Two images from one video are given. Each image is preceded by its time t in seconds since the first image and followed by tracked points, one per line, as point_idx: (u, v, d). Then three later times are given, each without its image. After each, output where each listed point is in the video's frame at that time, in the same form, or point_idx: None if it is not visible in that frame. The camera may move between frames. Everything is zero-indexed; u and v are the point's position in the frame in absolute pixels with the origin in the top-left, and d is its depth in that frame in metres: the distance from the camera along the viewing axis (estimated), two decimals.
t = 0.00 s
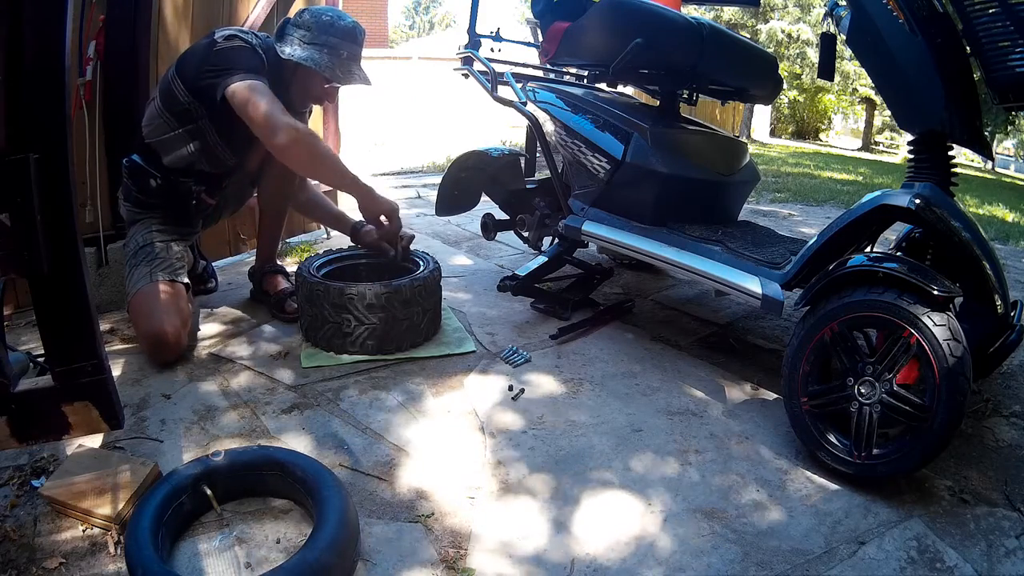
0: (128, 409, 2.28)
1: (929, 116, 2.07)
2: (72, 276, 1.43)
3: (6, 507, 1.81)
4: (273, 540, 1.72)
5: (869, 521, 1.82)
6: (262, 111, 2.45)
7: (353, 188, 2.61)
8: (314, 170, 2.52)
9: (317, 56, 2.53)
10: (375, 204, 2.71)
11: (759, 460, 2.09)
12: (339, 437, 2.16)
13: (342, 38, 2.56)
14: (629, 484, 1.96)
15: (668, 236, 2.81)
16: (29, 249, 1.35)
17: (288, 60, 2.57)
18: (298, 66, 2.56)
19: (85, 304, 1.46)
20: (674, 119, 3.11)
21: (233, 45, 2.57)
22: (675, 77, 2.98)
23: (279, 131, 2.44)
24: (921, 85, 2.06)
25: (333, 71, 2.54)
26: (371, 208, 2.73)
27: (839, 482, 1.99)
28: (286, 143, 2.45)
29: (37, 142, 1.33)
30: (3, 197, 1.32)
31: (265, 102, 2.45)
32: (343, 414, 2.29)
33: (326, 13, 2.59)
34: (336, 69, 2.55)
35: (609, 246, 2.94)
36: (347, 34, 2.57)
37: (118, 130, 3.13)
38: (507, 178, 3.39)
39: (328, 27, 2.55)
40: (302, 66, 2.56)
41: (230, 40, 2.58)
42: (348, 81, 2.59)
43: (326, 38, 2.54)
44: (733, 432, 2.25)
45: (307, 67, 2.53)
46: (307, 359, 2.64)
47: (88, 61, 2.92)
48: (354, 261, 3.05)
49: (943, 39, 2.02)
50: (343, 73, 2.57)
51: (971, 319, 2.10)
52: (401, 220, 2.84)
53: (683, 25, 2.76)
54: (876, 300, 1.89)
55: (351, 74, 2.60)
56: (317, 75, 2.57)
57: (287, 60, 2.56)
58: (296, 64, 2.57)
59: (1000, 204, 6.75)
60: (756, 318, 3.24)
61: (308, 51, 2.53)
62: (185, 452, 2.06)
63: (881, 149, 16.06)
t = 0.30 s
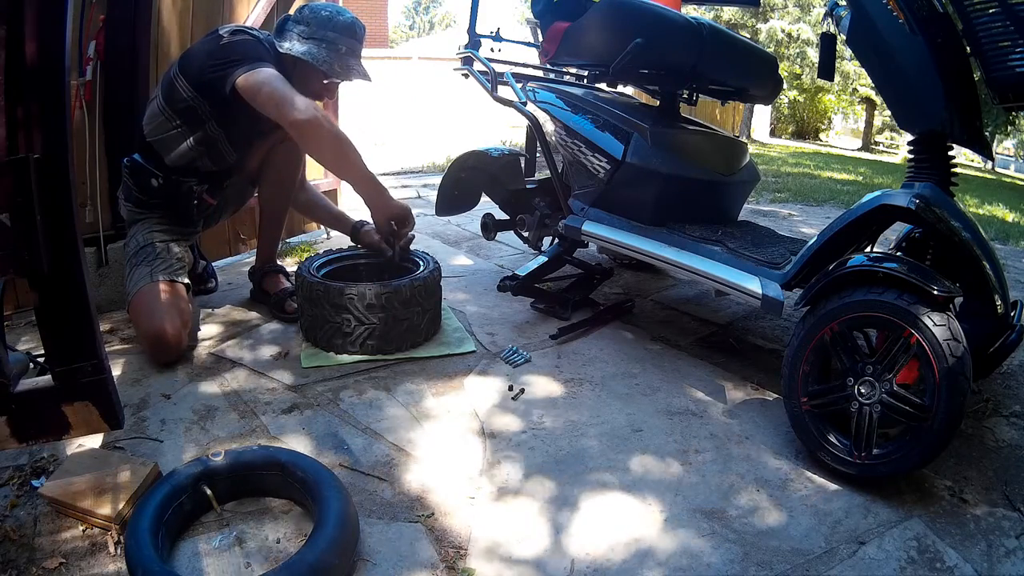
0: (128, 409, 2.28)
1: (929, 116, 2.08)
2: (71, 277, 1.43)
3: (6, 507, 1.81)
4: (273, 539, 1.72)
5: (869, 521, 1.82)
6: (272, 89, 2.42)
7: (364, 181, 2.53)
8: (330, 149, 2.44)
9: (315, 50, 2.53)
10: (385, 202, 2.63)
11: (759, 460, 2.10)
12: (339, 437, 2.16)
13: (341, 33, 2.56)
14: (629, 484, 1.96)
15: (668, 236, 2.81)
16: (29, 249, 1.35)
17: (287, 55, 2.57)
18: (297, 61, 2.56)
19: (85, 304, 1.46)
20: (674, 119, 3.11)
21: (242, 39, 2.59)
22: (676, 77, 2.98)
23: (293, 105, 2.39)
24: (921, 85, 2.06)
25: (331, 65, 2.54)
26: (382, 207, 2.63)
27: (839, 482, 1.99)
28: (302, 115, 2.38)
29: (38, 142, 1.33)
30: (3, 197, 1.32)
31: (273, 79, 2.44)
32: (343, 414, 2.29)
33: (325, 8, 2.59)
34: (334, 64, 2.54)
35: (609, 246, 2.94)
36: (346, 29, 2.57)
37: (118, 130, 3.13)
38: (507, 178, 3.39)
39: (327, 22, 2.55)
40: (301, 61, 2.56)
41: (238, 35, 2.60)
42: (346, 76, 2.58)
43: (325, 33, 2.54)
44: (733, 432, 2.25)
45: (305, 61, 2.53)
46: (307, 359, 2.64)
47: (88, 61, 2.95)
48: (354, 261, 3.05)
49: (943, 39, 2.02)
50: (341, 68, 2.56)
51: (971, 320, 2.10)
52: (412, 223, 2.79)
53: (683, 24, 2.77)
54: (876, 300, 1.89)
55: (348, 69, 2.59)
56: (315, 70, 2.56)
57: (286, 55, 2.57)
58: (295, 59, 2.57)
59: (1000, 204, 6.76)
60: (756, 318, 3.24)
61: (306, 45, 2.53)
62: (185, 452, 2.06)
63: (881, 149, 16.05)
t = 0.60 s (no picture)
0: (128, 409, 2.28)
1: (929, 116, 2.08)
2: (71, 277, 1.43)
3: (6, 507, 1.81)
4: (273, 540, 1.72)
5: (869, 521, 1.82)
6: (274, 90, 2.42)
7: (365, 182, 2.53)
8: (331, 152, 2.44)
9: (315, 51, 2.52)
10: (386, 202, 2.64)
11: (759, 460, 2.10)
12: (339, 437, 2.16)
13: (341, 33, 2.56)
14: (629, 484, 1.96)
15: (668, 236, 2.81)
16: (29, 250, 1.35)
17: (287, 56, 2.57)
18: (297, 62, 2.56)
19: (85, 305, 1.46)
20: (674, 119, 3.11)
21: (240, 41, 2.56)
22: (676, 78, 2.98)
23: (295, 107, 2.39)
24: (922, 85, 2.06)
25: (331, 65, 2.54)
26: (381, 208, 2.63)
27: (839, 482, 1.99)
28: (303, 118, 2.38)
29: (37, 143, 1.33)
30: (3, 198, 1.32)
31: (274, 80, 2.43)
32: (343, 414, 2.29)
33: (325, 8, 2.59)
34: (334, 64, 2.54)
35: (609, 246, 2.94)
36: (346, 29, 2.57)
37: (118, 129, 3.14)
38: (507, 178, 3.39)
39: (327, 22, 2.55)
40: (302, 62, 2.56)
41: (238, 36, 2.59)
42: (346, 76, 2.58)
43: (325, 33, 2.54)
44: (733, 432, 2.25)
45: (304, 62, 2.53)
46: (307, 359, 2.64)
47: (89, 61, 2.93)
48: (355, 262, 3.05)
49: (943, 39, 2.02)
50: (341, 68, 2.56)
51: (972, 320, 2.10)
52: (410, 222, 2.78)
53: (683, 25, 2.77)
54: (876, 300, 1.89)
55: (348, 69, 2.58)
56: (315, 70, 2.56)
57: (286, 56, 2.57)
58: (295, 60, 2.57)
59: (1001, 204, 6.75)
60: (756, 318, 3.24)
61: (306, 46, 2.53)
62: (185, 452, 2.06)
63: (881, 149, 16.05)
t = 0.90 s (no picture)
0: (128, 409, 2.28)
1: (929, 116, 2.08)
2: (71, 277, 1.43)
3: (6, 507, 1.81)
4: (273, 540, 1.72)
5: (869, 521, 1.82)
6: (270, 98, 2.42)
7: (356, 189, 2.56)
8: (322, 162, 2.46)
9: (312, 48, 2.52)
10: (377, 208, 2.67)
11: (759, 460, 2.10)
12: (339, 437, 2.16)
13: (338, 29, 2.56)
14: (629, 484, 1.96)
15: (668, 236, 2.81)
16: (29, 250, 1.35)
17: (284, 53, 2.57)
18: (295, 59, 2.55)
19: (85, 305, 1.45)
20: (674, 119, 3.11)
21: (240, 41, 2.56)
22: (675, 78, 2.98)
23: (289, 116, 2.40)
24: (922, 85, 2.06)
25: (329, 62, 2.53)
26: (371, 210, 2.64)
27: (839, 482, 1.99)
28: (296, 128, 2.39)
29: (37, 143, 1.33)
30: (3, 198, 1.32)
31: (271, 85, 2.43)
32: (343, 414, 2.29)
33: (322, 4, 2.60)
34: (332, 61, 2.54)
35: (609, 246, 2.94)
36: (343, 25, 2.58)
37: (118, 129, 3.14)
38: (507, 178, 3.39)
39: (324, 19, 2.56)
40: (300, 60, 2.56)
41: (236, 36, 2.58)
42: (345, 72, 2.59)
43: (322, 29, 2.54)
44: (733, 432, 2.25)
45: (301, 59, 2.52)
46: (307, 359, 2.64)
47: (89, 61, 2.93)
48: (355, 262, 3.05)
49: (943, 39, 2.01)
50: (339, 64, 2.56)
51: (972, 319, 2.10)
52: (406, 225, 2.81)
53: (682, 24, 2.77)
54: (877, 300, 1.89)
55: (348, 66, 2.59)
56: (312, 67, 2.55)
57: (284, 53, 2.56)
58: (293, 57, 2.57)
59: (1001, 204, 6.75)
60: (756, 318, 3.24)
61: (304, 42, 2.53)
62: (185, 452, 2.06)
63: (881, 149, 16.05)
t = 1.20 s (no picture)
0: (128, 409, 2.28)
1: (929, 116, 2.08)
2: (70, 277, 1.43)
3: (6, 507, 1.81)
4: (273, 539, 1.72)
5: (869, 521, 1.82)
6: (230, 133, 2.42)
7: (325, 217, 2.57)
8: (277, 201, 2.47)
9: (311, 48, 2.52)
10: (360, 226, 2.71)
11: (759, 460, 2.10)
12: (339, 438, 2.16)
13: (336, 28, 2.54)
14: (629, 484, 1.96)
15: (668, 236, 2.81)
16: (29, 249, 1.35)
17: (284, 55, 2.56)
18: (294, 61, 2.55)
19: (85, 305, 1.45)
20: (674, 119, 3.11)
21: (222, 56, 2.56)
22: (675, 77, 2.98)
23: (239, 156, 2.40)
24: (922, 85, 2.06)
25: (328, 62, 2.53)
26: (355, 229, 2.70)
27: (839, 482, 1.99)
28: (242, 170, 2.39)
29: (37, 143, 1.33)
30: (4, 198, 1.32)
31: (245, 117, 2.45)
32: (343, 414, 2.29)
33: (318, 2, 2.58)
34: (331, 61, 2.54)
35: (609, 246, 2.95)
36: (341, 24, 2.55)
37: (119, 129, 3.15)
38: (507, 178, 3.39)
39: (321, 19, 2.54)
40: (300, 60, 2.56)
41: (225, 49, 2.57)
42: (344, 72, 2.57)
43: (320, 29, 2.53)
44: (733, 432, 2.25)
45: (301, 60, 2.53)
46: (307, 359, 2.64)
47: (89, 61, 2.94)
48: (355, 262, 3.05)
49: (943, 39, 2.01)
50: (338, 64, 2.55)
51: (971, 319, 2.10)
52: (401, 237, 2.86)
53: (682, 23, 2.76)
54: (876, 300, 1.89)
55: (348, 65, 2.57)
56: (313, 68, 2.56)
57: (283, 55, 2.56)
58: (292, 58, 2.57)
59: (1001, 204, 6.75)
60: (756, 318, 3.24)
61: (302, 44, 2.52)
62: (185, 452, 2.06)
63: (881, 149, 16.05)
